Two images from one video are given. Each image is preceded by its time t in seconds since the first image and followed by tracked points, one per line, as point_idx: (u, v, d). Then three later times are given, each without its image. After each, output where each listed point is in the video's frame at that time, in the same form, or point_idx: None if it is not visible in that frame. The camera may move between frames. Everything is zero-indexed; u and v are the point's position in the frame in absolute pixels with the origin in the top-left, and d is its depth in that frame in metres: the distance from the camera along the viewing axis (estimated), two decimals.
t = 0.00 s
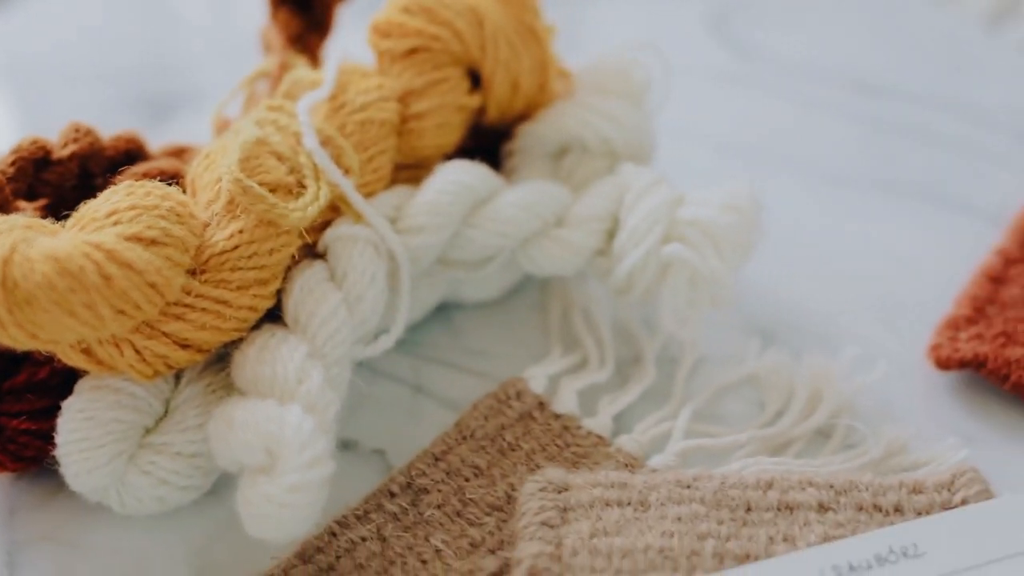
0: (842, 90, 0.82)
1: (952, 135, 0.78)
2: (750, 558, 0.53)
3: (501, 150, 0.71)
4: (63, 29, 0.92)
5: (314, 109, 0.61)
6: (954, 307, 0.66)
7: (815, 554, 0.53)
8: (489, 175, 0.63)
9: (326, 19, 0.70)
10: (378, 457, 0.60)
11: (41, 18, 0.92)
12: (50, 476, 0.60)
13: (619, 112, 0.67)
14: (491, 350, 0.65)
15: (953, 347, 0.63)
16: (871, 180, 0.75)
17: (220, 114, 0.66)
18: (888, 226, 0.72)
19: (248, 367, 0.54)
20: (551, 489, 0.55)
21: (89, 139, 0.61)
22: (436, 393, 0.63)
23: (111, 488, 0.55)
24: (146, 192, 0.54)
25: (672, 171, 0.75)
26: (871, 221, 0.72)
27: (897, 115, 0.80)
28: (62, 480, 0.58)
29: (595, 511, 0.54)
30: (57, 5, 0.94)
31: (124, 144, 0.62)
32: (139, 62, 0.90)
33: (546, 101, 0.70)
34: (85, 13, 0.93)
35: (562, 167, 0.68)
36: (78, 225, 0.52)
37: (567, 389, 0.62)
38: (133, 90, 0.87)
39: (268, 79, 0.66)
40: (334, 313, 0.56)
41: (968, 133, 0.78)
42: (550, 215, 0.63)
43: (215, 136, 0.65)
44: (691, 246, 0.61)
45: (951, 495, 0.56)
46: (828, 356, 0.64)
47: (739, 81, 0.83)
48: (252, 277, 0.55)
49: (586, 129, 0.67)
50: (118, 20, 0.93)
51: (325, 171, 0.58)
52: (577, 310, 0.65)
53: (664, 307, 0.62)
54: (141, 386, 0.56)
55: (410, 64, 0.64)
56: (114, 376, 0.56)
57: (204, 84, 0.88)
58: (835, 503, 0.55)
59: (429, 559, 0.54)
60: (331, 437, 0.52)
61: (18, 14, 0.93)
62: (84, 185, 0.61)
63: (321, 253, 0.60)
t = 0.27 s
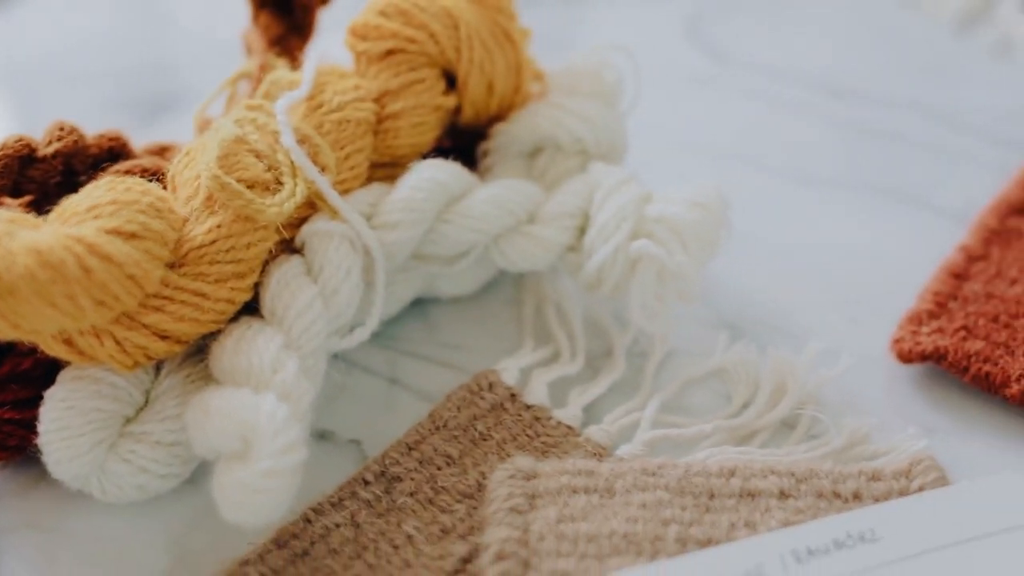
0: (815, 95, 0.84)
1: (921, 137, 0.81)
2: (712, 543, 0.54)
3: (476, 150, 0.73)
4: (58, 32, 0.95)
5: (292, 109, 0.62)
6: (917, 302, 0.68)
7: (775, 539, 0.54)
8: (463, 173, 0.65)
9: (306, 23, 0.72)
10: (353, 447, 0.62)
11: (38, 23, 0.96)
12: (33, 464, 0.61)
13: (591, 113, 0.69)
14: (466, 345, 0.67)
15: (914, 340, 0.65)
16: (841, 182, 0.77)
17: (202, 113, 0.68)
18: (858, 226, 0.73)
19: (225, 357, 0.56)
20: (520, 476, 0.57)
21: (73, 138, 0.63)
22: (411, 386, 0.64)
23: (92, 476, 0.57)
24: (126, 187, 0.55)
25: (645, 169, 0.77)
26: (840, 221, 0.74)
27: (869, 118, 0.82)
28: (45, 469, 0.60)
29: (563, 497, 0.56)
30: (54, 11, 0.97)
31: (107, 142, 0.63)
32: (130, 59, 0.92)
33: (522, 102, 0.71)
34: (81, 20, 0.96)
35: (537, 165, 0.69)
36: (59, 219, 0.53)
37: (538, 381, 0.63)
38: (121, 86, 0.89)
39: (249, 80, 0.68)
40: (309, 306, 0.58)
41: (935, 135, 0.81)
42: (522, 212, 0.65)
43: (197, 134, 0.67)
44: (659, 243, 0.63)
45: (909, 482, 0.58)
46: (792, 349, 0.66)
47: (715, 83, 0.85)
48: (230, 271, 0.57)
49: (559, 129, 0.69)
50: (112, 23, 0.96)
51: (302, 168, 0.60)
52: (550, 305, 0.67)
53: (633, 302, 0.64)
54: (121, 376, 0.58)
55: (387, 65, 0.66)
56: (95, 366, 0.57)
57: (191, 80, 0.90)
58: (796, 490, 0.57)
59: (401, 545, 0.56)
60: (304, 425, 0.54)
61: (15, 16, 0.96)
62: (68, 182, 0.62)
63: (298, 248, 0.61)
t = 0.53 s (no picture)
0: (783, 98, 0.87)
1: (890, 141, 0.83)
2: (675, 529, 0.56)
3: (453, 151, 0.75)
4: (46, 39, 0.96)
5: (271, 109, 0.64)
6: (882, 299, 0.70)
7: (737, 526, 0.56)
8: (438, 173, 0.66)
9: (287, 28, 0.74)
10: (330, 439, 0.63)
11: (27, 29, 0.97)
12: (18, 456, 0.63)
13: (563, 114, 0.71)
14: (442, 340, 0.69)
15: (877, 335, 0.66)
16: (806, 182, 0.79)
17: (185, 115, 0.70)
18: (821, 225, 0.76)
19: (204, 350, 0.58)
20: (490, 465, 0.58)
21: (58, 138, 0.64)
22: (388, 380, 0.66)
23: (74, 466, 0.58)
24: (107, 185, 0.57)
25: (619, 169, 0.79)
26: (803, 219, 0.76)
27: (835, 121, 0.85)
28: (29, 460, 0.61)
29: (531, 486, 0.58)
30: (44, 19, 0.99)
31: (91, 143, 0.65)
32: (117, 64, 0.94)
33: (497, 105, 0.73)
34: (70, 27, 0.98)
35: (512, 166, 0.71)
36: (42, 215, 0.55)
37: (510, 374, 0.65)
38: (113, 88, 0.91)
39: (231, 83, 0.70)
40: (286, 300, 0.60)
41: (903, 138, 0.83)
42: (495, 210, 0.67)
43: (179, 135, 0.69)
44: (628, 241, 0.65)
45: (869, 471, 0.59)
46: (759, 344, 0.68)
47: (685, 87, 0.88)
48: (208, 266, 0.59)
49: (533, 130, 0.70)
50: (100, 31, 0.98)
51: (279, 167, 0.62)
52: (525, 302, 0.69)
53: (604, 298, 0.66)
54: (103, 369, 0.59)
55: (364, 68, 0.68)
56: (77, 359, 0.59)
57: (177, 84, 0.92)
58: (758, 478, 0.59)
59: (374, 532, 0.57)
60: (278, 414, 0.56)
61: (6, 22, 0.98)
62: (53, 181, 0.64)
63: (276, 245, 0.63)
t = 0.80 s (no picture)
0: (757, 102, 0.89)
1: (861, 144, 0.85)
2: (641, 517, 0.58)
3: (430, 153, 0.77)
4: (34, 45, 0.98)
5: (251, 111, 0.66)
6: (848, 296, 0.72)
7: (700, 514, 0.58)
8: (413, 174, 0.68)
9: (269, 33, 0.75)
10: (307, 431, 0.65)
11: (15, 37, 0.99)
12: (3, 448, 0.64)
13: (537, 117, 0.73)
14: (418, 337, 0.70)
15: (842, 331, 0.68)
16: (776, 183, 0.81)
17: (168, 117, 0.72)
18: (790, 225, 0.78)
19: (183, 344, 0.59)
20: (461, 456, 0.60)
21: (43, 140, 0.66)
22: (365, 375, 0.68)
23: (57, 457, 0.60)
24: (90, 183, 0.59)
25: (593, 170, 0.81)
26: (774, 219, 0.78)
27: (805, 124, 0.87)
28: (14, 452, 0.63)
29: (501, 475, 0.59)
30: (31, 27, 1.01)
31: (76, 145, 0.67)
32: (105, 67, 0.96)
33: (473, 108, 0.75)
34: (57, 34, 1.00)
35: (487, 167, 0.73)
36: (25, 213, 0.57)
37: (483, 369, 0.67)
38: (101, 90, 0.93)
39: (213, 86, 0.72)
40: (264, 296, 0.61)
41: (872, 141, 0.85)
42: (470, 209, 0.69)
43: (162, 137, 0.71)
44: (598, 239, 0.66)
45: (830, 461, 0.61)
46: (727, 340, 0.69)
47: (662, 91, 0.90)
48: (188, 263, 0.61)
49: (508, 133, 0.72)
50: (88, 38, 1.00)
51: (258, 167, 0.63)
52: (499, 299, 0.71)
53: (575, 294, 0.67)
54: (86, 363, 0.61)
55: (343, 72, 0.70)
56: (60, 353, 0.61)
57: (162, 89, 0.94)
58: (722, 468, 0.60)
59: (349, 521, 0.59)
60: (254, 405, 0.57)
61: None
62: (38, 181, 0.66)
63: (255, 244, 0.65)
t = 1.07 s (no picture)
0: (729, 106, 0.91)
1: (830, 146, 0.87)
2: (607, 505, 0.59)
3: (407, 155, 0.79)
4: (20, 52, 1.00)
5: (231, 114, 0.68)
6: (813, 293, 0.73)
7: (665, 502, 0.59)
8: (389, 174, 0.70)
9: (250, 39, 0.78)
10: (285, 425, 0.67)
11: (5, 44, 1.02)
12: None
13: (511, 120, 0.75)
14: (394, 334, 0.72)
15: (806, 327, 0.70)
16: (747, 184, 0.83)
17: (151, 120, 0.74)
18: (758, 225, 0.80)
19: (163, 339, 0.61)
20: (433, 447, 0.62)
21: (29, 142, 0.68)
22: (343, 370, 0.70)
23: (41, 451, 0.62)
24: (72, 183, 0.61)
25: (568, 172, 0.83)
26: (743, 220, 0.80)
27: (776, 127, 0.89)
28: None
29: (472, 466, 0.61)
30: (19, 34, 1.03)
31: (61, 147, 0.69)
32: (93, 73, 0.98)
33: (449, 112, 0.77)
34: (44, 41, 1.02)
35: (463, 169, 0.75)
36: (9, 211, 0.59)
37: (457, 364, 0.69)
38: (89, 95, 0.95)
39: (195, 90, 0.74)
40: (243, 292, 0.63)
41: (841, 143, 0.88)
42: (445, 209, 0.70)
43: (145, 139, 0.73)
44: (569, 237, 0.68)
45: (791, 452, 0.63)
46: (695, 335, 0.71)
47: (636, 95, 0.92)
48: (169, 260, 0.62)
49: (483, 135, 0.74)
50: (76, 45, 1.02)
51: (237, 167, 0.65)
52: (474, 297, 0.73)
53: (547, 291, 0.69)
54: (69, 358, 0.63)
55: (321, 76, 0.72)
56: (44, 348, 0.63)
57: (149, 94, 0.96)
58: (687, 459, 0.62)
59: (324, 510, 0.60)
60: (231, 397, 0.59)
61: None
62: (23, 181, 0.67)
63: (234, 242, 0.67)
